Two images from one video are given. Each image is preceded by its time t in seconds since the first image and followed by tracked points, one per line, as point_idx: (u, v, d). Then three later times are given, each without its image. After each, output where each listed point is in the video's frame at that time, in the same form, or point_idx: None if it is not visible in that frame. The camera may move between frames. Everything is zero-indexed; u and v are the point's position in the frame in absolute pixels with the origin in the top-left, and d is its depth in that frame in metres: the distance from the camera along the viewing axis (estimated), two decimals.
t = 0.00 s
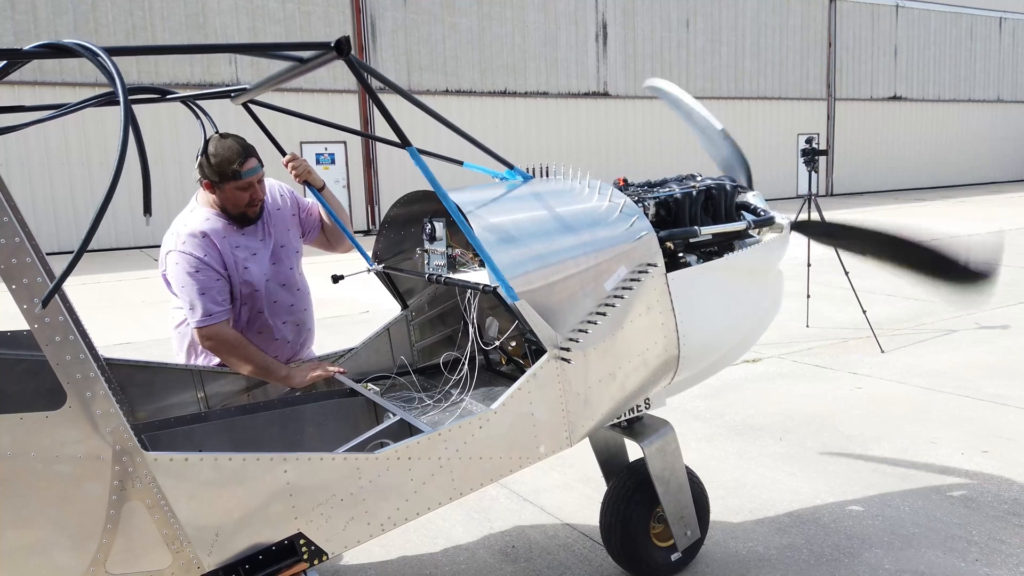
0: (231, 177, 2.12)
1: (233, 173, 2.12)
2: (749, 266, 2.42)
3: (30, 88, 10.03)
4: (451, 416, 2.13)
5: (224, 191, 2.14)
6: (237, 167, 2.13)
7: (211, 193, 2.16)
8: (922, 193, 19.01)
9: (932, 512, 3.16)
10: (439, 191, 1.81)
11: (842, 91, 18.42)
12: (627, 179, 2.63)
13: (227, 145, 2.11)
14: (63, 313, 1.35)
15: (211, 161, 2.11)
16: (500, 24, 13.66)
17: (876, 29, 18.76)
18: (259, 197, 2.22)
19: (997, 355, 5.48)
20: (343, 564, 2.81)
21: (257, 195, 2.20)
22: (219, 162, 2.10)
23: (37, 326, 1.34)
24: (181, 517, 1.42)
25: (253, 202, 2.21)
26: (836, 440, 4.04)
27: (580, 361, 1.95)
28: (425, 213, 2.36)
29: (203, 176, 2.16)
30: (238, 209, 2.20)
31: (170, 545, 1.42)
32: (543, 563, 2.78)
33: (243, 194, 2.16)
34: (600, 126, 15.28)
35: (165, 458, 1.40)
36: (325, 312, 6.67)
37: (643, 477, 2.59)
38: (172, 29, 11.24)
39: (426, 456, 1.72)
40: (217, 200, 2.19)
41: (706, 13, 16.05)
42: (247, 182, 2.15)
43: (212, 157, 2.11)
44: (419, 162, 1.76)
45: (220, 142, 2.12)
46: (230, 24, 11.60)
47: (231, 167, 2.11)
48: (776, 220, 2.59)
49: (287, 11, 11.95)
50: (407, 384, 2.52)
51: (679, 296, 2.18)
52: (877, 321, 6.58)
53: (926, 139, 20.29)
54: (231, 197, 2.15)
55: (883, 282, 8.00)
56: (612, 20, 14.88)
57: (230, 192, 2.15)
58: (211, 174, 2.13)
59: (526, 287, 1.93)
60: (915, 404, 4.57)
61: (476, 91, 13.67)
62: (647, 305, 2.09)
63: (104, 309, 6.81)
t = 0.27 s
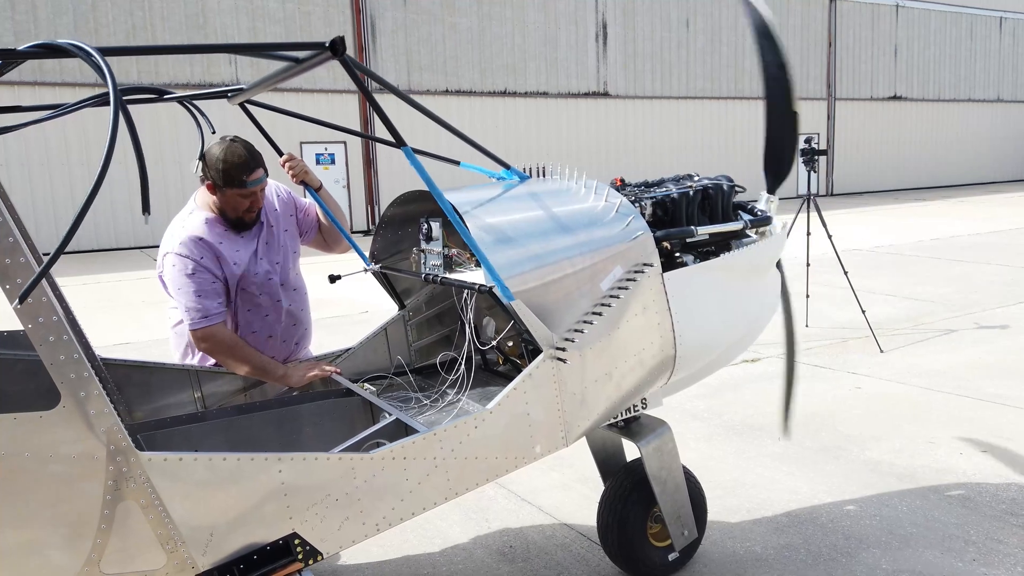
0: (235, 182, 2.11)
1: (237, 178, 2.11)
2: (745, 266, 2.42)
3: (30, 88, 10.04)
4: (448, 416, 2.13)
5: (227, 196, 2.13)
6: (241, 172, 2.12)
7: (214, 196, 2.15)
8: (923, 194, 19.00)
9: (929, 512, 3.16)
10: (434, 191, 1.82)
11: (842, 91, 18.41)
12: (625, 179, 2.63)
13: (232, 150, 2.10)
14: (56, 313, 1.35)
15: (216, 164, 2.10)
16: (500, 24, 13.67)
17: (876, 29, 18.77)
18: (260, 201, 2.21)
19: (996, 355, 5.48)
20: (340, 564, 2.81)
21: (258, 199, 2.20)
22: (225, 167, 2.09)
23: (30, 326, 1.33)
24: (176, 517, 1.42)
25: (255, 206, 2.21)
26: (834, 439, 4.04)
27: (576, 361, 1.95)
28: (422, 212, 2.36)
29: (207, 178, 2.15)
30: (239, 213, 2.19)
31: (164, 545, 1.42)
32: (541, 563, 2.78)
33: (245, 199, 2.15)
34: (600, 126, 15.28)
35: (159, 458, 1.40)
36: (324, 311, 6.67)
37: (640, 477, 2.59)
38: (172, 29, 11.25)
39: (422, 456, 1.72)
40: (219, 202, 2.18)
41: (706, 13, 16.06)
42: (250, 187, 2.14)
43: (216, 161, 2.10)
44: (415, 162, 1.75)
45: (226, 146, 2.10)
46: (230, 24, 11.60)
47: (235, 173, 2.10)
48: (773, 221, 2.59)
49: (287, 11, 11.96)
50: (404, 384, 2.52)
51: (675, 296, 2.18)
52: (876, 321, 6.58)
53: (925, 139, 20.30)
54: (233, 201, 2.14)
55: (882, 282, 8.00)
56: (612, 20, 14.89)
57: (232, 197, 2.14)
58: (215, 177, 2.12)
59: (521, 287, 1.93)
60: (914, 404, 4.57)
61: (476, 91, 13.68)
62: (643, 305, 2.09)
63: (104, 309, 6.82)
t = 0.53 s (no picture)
0: (236, 185, 2.10)
1: (235, 181, 2.09)
2: (738, 267, 2.42)
3: (30, 89, 10.06)
4: (438, 418, 2.13)
5: (226, 199, 2.11)
6: (240, 175, 2.10)
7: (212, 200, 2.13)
8: (924, 193, 18.98)
9: (924, 514, 3.15)
10: (422, 193, 1.81)
11: (843, 91, 18.39)
12: (617, 180, 2.63)
13: (231, 152, 2.08)
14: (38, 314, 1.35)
15: (213, 168, 2.08)
16: (501, 25, 13.68)
17: (877, 29, 18.76)
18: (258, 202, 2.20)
19: (995, 355, 5.47)
20: (334, 565, 2.80)
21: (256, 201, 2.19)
22: (224, 170, 2.07)
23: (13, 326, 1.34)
24: (159, 519, 1.42)
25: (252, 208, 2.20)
26: (831, 440, 4.03)
27: (565, 362, 1.95)
28: (412, 215, 2.36)
29: (204, 181, 2.12)
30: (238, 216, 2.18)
31: (147, 548, 1.42)
32: (534, 564, 2.77)
33: (245, 201, 2.14)
34: (601, 126, 15.28)
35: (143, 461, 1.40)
36: (322, 312, 6.68)
37: (633, 479, 2.58)
38: (172, 29, 11.26)
39: (409, 458, 1.71)
40: (217, 206, 2.16)
41: (707, 13, 16.05)
42: (251, 188, 2.13)
43: (215, 163, 2.08)
44: (402, 164, 1.75)
45: (224, 149, 2.09)
46: (230, 24, 11.62)
47: (235, 176, 2.08)
48: (766, 221, 2.58)
49: (287, 12, 11.98)
50: (396, 385, 2.52)
51: (667, 297, 2.17)
52: (875, 321, 6.57)
53: (926, 139, 20.28)
54: (232, 204, 2.13)
55: (882, 282, 7.99)
56: (613, 20, 14.89)
57: (231, 200, 2.13)
58: (213, 179, 2.10)
59: (510, 289, 1.92)
60: (912, 404, 4.56)
61: (476, 91, 13.69)
62: (633, 307, 2.08)
63: (103, 309, 6.83)
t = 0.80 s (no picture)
0: (232, 187, 2.10)
1: (230, 183, 2.09)
2: (733, 266, 2.40)
3: (35, 91, 10.14)
4: (432, 418, 2.12)
5: (221, 202, 2.11)
6: (234, 177, 2.10)
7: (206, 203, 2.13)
8: (931, 193, 18.90)
9: (925, 515, 3.13)
10: (412, 193, 1.81)
11: (849, 91, 18.33)
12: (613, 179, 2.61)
13: (225, 155, 2.08)
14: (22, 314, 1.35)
15: (208, 171, 2.07)
16: (505, 26, 13.69)
17: (882, 28, 18.70)
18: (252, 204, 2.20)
19: (998, 355, 5.44)
20: (330, 566, 2.80)
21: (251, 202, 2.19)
22: (218, 173, 2.07)
23: None
24: (146, 520, 1.42)
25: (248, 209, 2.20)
26: (832, 441, 4.01)
27: (557, 362, 1.94)
28: (406, 215, 2.36)
29: (197, 185, 2.12)
30: (234, 218, 2.18)
31: (133, 549, 1.42)
32: (531, 565, 2.77)
33: (240, 203, 2.14)
34: (605, 127, 15.27)
35: (128, 461, 1.40)
36: (325, 312, 6.70)
37: (629, 480, 2.57)
38: (176, 31, 11.30)
39: (399, 459, 1.71)
40: (212, 209, 2.16)
41: (711, 13, 16.02)
42: (246, 190, 2.13)
43: (210, 166, 2.08)
44: (390, 165, 1.77)
45: (217, 152, 2.08)
46: (234, 26, 11.65)
47: (231, 177, 2.08)
48: (761, 220, 2.57)
49: (291, 14, 12.02)
50: (392, 386, 2.51)
51: (661, 297, 2.16)
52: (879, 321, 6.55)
53: (932, 139, 20.21)
54: (228, 206, 2.13)
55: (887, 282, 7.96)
56: (617, 20, 14.88)
57: (225, 203, 2.12)
58: (207, 182, 2.09)
59: (501, 289, 1.92)
60: (914, 404, 4.54)
61: (479, 92, 13.70)
62: (626, 307, 2.07)
63: (108, 310, 6.87)
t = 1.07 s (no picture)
0: (234, 194, 2.10)
1: (232, 188, 2.09)
2: (738, 268, 2.39)
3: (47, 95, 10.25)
4: (435, 420, 2.12)
5: (223, 208, 2.12)
6: (237, 183, 2.11)
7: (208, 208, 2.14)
8: (942, 193, 18.79)
9: (933, 517, 3.10)
10: (411, 195, 1.81)
11: (859, 90, 18.23)
12: (616, 180, 2.61)
13: (227, 162, 2.08)
14: (24, 320, 1.36)
15: (209, 177, 2.08)
16: (513, 27, 13.71)
17: (893, 27, 18.59)
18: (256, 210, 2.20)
19: (1009, 356, 5.39)
20: (336, 568, 2.80)
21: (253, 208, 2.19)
22: (220, 180, 2.07)
23: None
24: (146, 522, 1.42)
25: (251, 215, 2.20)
26: (840, 442, 3.99)
27: (558, 365, 1.93)
28: (408, 217, 2.36)
29: (200, 190, 2.12)
30: (236, 224, 2.19)
31: (135, 552, 1.42)
32: (536, 567, 2.76)
33: (241, 210, 2.15)
34: (614, 127, 15.26)
35: (129, 464, 1.40)
36: (334, 314, 6.73)
37: (634, 482, 2.56)
38: (186, 34, 11.36)
39: (400, 461, 1.71)
40: (213, 214, 2.17)
41: (720, 13, 15.97)
42: (248, 197, 2.13)
43: (212, 172, 2.08)
44: (393, 166, 1.78)
45: (220, 158, 2.09)
46: (243, 28, 11.71)
47: (232, 185, 2.08)
48: (766, 221, 2.56)
49: (300, 16, 12.08)
50: (396, 388, 2.51)
51: (664, 298, 2.15)
52: (888, 322, 6.51)
53: (944, 138, 20.07)
54: (229, 213, 2.13)
55: (897, 282, 7.93)
56: (625, 20, 14.87)
57: (228, 208, 2.13)
58: (208, 187, 2.10)
59: (501, 291, 1.91)
60: (923, 406, 4.51)
61: (488, 93, 13.71)
62: (629, 308, 2.07)
63: (118, 313, 6.92)
